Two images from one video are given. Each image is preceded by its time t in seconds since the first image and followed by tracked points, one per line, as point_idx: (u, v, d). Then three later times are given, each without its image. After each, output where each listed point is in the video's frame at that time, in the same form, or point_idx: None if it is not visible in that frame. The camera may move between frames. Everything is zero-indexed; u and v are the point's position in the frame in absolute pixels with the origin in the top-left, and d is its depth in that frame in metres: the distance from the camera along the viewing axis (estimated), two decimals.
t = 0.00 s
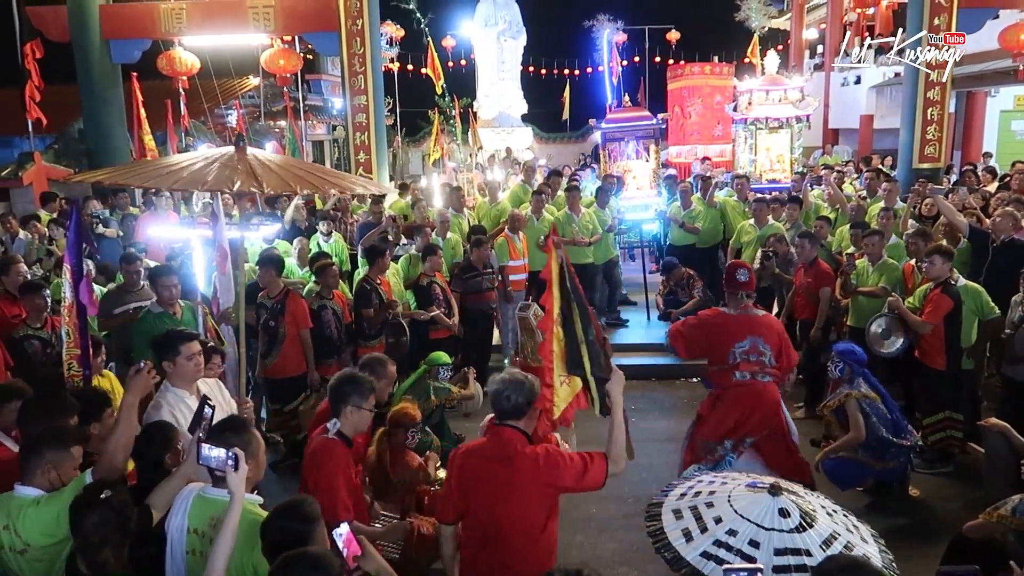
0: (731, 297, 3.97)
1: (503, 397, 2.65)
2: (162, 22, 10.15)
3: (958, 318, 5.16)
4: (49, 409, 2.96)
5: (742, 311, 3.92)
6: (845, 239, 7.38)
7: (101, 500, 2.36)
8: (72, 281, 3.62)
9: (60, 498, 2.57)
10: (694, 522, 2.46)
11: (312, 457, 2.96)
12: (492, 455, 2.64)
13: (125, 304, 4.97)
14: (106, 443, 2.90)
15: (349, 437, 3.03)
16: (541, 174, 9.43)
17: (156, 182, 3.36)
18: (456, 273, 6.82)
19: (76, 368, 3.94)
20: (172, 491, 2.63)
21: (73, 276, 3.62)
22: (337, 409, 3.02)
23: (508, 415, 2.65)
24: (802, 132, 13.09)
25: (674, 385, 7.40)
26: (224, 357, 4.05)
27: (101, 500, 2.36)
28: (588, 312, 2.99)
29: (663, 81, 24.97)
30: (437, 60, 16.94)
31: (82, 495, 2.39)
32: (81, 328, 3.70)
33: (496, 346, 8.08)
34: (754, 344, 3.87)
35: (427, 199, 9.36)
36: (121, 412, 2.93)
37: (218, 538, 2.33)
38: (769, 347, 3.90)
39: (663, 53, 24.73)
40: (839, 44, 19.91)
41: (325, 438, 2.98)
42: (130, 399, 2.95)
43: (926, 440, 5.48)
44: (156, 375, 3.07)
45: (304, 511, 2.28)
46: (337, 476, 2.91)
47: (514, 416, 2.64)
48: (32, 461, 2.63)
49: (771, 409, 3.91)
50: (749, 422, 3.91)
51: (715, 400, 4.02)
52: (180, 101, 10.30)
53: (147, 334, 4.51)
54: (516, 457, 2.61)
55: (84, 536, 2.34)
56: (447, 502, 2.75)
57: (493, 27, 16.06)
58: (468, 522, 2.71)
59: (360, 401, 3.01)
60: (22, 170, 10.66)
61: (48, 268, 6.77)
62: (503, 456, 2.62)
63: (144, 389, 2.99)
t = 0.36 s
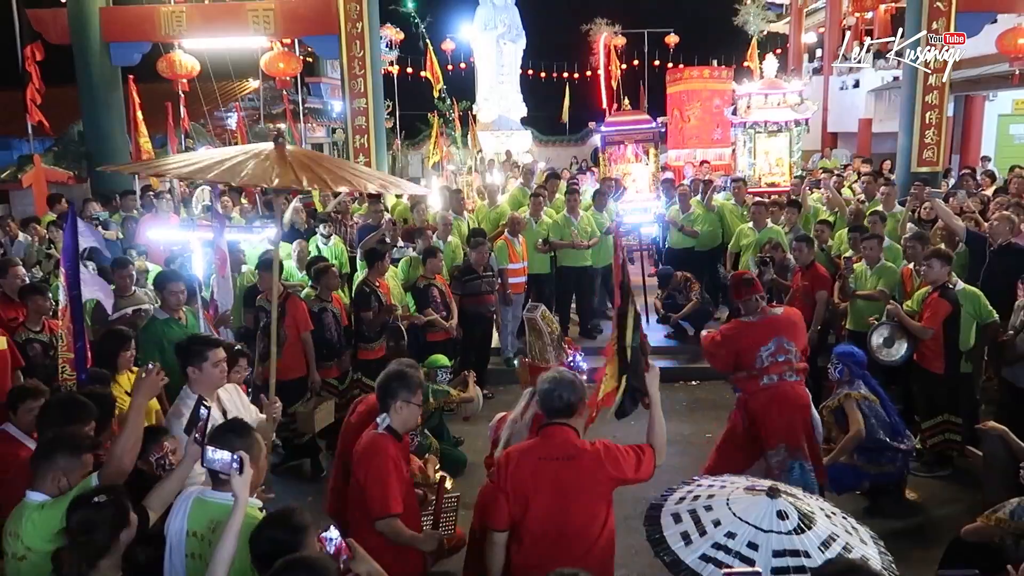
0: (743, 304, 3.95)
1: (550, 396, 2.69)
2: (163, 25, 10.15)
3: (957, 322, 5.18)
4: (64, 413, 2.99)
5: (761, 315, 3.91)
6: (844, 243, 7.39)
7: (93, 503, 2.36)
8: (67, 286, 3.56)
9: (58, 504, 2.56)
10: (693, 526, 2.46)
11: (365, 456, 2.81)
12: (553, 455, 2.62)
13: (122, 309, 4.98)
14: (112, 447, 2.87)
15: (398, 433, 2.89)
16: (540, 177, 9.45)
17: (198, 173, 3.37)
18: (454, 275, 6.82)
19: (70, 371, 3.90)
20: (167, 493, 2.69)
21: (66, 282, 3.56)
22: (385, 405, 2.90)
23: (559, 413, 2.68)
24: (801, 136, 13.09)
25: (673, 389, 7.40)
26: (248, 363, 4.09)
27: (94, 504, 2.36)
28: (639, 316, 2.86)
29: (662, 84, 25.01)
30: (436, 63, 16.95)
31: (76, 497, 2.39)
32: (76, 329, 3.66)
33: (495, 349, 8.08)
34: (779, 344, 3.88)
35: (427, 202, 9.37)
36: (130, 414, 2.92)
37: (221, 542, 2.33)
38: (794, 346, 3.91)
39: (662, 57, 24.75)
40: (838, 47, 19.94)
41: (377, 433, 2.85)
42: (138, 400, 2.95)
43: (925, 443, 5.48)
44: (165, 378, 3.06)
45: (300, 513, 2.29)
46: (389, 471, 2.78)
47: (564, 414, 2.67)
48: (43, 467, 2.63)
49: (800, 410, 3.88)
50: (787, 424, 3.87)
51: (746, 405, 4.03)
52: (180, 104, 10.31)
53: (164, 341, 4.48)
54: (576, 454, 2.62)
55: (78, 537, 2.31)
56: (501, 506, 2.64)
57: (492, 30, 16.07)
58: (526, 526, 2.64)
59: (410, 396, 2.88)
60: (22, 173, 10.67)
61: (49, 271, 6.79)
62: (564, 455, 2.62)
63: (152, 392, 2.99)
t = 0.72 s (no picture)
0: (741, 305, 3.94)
1: (575, 392, 2.71)
2: (164, 28, 10.16)
3: (958, 326, 5.17)
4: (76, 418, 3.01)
5: (751, 316, 3.85)
6: (844, 247, 7.39)
7: (90, 503, 2.35)
8: (66, 289, 3.52)
9: (43, 511, 2.54)
10: (696, 528, 2.46)
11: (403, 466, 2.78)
12: (587, 448, 2.66)
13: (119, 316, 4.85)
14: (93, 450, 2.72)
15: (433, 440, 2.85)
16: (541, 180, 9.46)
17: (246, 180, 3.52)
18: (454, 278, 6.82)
19: (68, 373, 4.04)
20: (165, 496, 2.69)
21: (66, 286, 3.52)
22: (417, 416, 2.84)
23: (590, 407, 2.70)
24: (802, 139, 13.10)
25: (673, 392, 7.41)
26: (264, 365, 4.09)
27: (91, 504, 2.35)
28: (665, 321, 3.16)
29: (663, 88, 25.05)
30: (437, 66, 16.96)
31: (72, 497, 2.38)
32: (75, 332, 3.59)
33: (495, 352, 8.09)
34: (763, 347, 3.73)
35: (428, 205, 9.38)
36: (112, 418, 2.80)
37: (216, 547, 2.33)
38: (780, 353, 3.74)
39: (663, 60, 24.78)
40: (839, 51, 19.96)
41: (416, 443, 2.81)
42: (121, 406, 2.82)
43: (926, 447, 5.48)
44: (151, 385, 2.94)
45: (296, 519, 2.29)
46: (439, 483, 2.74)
47: (596, 409, 2.69)
48: (20, 479, 2.62)
49: (782, 413, 3.63)
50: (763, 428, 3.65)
51: (728, 405, 3.84)
52: (182, 106, 10.32)
53: (181, 345, 4.50)
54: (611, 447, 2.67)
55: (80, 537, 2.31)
56: (534, 500, 2.67)
57: (494, 33, 16.09)
58: (560, 520, 2.68)
59: (442, 403, 2.84)
60: (23, 175, 10.70)
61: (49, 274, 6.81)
62: (596, 449, 2.66)
63: (137, 397, 2.85)
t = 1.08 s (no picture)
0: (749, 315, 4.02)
1: (637, 386, 2.86)
2: (167, 30, 10.17)
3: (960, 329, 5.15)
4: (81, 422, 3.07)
5: (760, 326, 3.95)
6: (847, 248, 7.37)
7: (118, 502, 2.38)
8: (73, 290, 3.50)
9: (37, 511, 2.53)
10: (709, 532, 2.43)
11: (449, 482, 2.63)
12: (656, 437, 2.79)
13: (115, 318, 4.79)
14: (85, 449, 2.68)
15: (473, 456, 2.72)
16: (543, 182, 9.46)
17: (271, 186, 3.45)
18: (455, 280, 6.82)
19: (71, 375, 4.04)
20: (165, 496, 2.70)
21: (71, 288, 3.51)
22: (457, 429, 2.71)
23: (653, 399, 2.84)
24: (804, 141, 13.07)
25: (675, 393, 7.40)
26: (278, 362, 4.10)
27: (120, 502, 2.39)
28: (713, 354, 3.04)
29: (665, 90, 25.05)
30: (440, 69, 16.96)
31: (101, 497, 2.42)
32: (80, 334, 3.59)
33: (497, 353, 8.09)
34: (774, 356, 3.87)
35: (430, 207, 9.39)
36: (103, 419, 2.77)
37: (213, 550, 2.32)
38: (790, 359, 3.89)
39: (665, 63, 24.78)
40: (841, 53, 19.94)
41: (455, 457, 2.67)
42: (111, 405, 2.78)
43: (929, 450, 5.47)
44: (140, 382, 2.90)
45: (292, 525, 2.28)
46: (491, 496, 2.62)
47: (658, 399, 2.84)
48: (10, 481, 2.59)
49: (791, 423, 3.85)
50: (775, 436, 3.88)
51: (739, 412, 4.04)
52: (185, 108, 10.32)
53: (204, 346, 4.52)
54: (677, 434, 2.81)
55: (88, 539, 2.33)
56: (608, 488, 2.76)
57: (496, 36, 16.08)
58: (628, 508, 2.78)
59: (480, 413, 2.76)
60: (26, 177, 10.73)
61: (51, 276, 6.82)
62: (663, 438, 2.79)
63: (127, 396, 2.81)
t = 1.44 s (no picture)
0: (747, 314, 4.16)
1: (673, 378, 3.00)
2: (166, 32, 10.16)
3: (961, 330, 5.14)
4: (76, 420, 3.08)
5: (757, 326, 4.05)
6: (847, 250, 7.36)
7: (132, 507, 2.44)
8: (64, 291, 3.53)
9: (50, 519, 2.45)
10: (710, 530, 2.43)
11: (450, 490, 2.58)
12: (696, 425, 2.96)
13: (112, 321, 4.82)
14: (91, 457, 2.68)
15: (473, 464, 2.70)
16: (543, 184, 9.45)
17: (287, 191, 3.33)
18: (454, 281, 6.82)
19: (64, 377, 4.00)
20: (164, 493, 2.73)
21: (63, 288, 3.52)
22: (457, 436, 2.69)
23: (690, 390, 3.00)
24: (804, 143, 13.07)
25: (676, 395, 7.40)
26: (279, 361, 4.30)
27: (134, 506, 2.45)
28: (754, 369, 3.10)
29: (664, 91, 25.07)
30: (439, 70, 16.96)
31: (116, 501, 2.44)
32: (73, 334, 3.60)
33: (496, 355, 8.08)
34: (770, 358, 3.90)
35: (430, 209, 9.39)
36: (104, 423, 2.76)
37: (214, 552, 2.32)
38: (789, 361, 3.89)
39: (665, 64, 24.78)
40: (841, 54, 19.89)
41: (456, 464, 2.63)
42: (111, 409, 2.77)
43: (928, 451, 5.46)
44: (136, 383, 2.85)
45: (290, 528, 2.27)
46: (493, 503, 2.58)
47: (694, 390, 3.00)
48: (17, 493, 2.49)
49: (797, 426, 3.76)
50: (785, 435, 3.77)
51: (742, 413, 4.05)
52: (185, 110, 10.31)
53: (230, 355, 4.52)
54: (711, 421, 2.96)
55: (98, 543, 2.37)
56: (648, 467, 2.94)
57: (495, 37, 16.10)
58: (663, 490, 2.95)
59: (481, 421, 2.73)
60: (25, 179, 10.73)
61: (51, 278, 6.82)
62: (699, 425, 2.97)
63: (125, 400, 2.78)
